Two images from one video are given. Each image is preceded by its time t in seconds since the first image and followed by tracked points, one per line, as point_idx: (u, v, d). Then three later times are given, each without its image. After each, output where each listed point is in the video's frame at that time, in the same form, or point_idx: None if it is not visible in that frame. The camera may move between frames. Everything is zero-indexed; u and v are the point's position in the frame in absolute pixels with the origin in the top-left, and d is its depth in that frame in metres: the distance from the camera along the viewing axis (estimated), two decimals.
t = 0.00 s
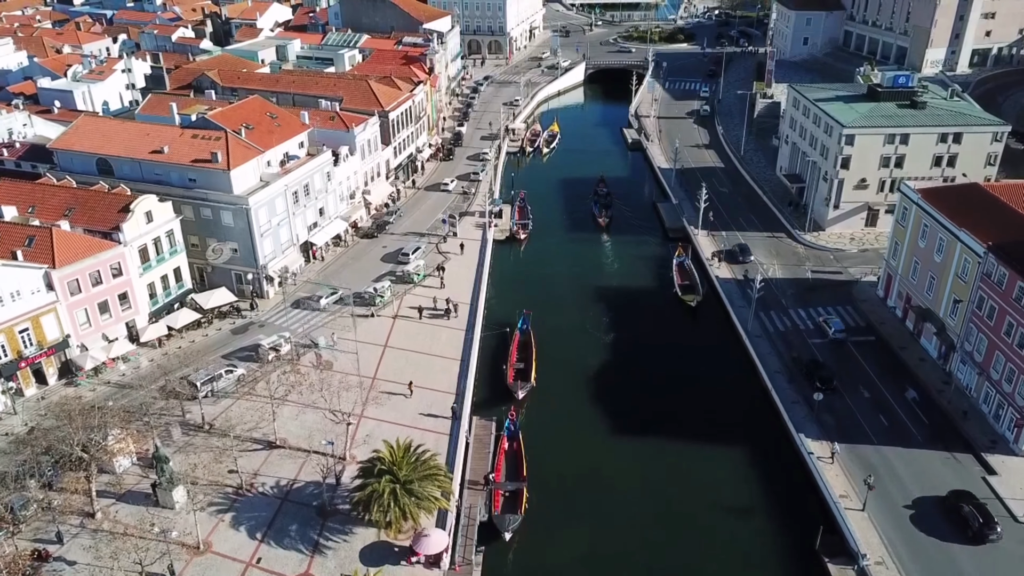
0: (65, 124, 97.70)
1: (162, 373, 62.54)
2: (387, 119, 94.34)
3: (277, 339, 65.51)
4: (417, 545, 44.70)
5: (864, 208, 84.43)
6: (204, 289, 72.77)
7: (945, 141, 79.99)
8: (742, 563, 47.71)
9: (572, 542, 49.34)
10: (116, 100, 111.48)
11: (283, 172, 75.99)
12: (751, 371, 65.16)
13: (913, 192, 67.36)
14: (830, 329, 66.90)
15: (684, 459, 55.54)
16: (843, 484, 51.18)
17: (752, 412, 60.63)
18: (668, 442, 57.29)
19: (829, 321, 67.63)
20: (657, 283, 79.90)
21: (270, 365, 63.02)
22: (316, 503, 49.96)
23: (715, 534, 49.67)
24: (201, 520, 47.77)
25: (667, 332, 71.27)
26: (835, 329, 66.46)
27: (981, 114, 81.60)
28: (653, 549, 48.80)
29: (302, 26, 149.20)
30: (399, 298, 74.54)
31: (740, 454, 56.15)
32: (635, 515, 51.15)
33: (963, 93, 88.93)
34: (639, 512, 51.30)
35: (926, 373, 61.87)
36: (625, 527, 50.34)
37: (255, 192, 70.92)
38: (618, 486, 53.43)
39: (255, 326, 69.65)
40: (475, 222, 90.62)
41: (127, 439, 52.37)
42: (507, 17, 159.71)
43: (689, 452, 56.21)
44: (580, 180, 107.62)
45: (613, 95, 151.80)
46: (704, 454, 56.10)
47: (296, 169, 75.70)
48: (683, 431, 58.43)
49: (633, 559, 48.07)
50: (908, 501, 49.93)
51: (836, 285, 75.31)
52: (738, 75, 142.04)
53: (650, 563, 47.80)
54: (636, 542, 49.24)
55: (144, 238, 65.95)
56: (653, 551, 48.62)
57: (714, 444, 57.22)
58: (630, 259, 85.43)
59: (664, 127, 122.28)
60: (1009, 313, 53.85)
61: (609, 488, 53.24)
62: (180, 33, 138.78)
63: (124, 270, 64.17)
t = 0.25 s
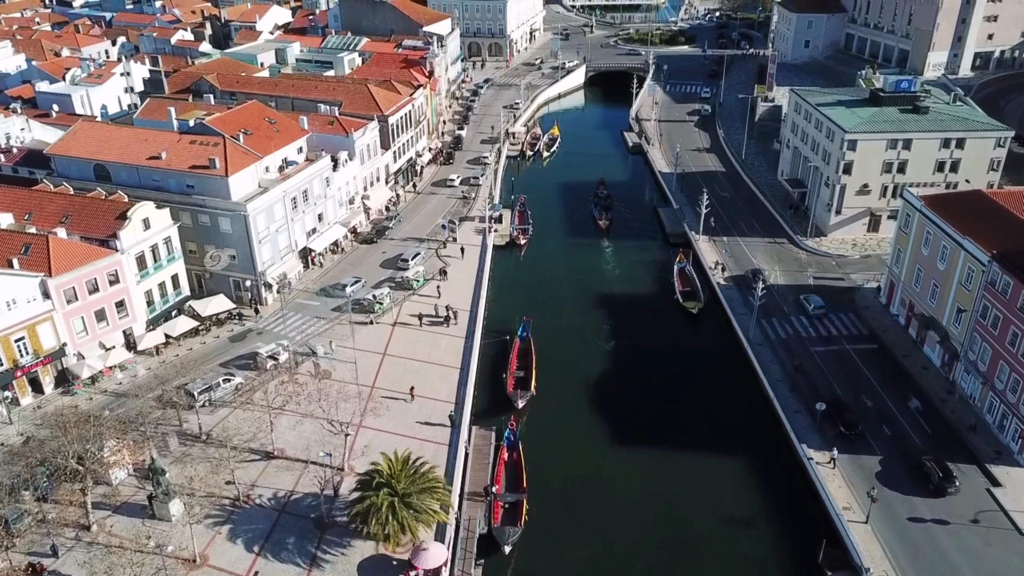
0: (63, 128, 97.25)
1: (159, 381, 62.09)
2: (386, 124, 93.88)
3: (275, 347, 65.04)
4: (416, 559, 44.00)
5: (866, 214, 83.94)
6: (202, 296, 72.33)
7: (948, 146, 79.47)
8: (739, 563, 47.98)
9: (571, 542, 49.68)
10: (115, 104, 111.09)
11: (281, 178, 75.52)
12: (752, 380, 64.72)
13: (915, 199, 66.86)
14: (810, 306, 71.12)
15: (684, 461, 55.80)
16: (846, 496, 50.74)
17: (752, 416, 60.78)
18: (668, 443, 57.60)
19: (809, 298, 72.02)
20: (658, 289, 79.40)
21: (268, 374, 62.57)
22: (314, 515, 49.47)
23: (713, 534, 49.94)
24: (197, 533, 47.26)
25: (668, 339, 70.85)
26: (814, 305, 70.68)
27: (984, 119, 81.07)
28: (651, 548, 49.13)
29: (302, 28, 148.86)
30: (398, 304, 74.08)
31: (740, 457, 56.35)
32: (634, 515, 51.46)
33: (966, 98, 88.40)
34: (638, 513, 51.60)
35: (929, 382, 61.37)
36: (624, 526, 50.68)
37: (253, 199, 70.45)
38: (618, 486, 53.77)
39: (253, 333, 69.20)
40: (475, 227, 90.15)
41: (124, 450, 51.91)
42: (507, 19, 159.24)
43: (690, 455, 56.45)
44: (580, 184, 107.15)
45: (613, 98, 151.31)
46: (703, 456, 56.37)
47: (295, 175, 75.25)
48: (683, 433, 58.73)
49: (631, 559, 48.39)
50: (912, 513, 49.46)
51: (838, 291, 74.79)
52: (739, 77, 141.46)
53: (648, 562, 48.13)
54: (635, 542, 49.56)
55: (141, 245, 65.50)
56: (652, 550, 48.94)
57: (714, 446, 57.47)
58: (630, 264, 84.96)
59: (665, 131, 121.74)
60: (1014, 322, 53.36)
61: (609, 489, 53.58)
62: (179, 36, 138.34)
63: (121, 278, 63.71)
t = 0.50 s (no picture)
0: (61, 132, 96.75)
1: (157, 390, 61.67)
2: (386, 129, 93.46)
3: (273, 355, 64.59)
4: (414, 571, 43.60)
5: (868, 219, 83.48)
6: (200, 303, 71.90)
7: (950, 152, 79.03)
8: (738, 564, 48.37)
9: (569, 544, 50.05)
10: (113, 107, 110.69)
11: (280, 183, 75.09)
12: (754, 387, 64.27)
13: (918, 205, 66.46)
14: (794, 287, 75.01)
15: (681, 462, 56.21)
16: (848, 507, 50.29)
17: (748, 419, 60.97)
18: (666, 446, 57.92)
19: (793, 280, 75.96)
20: (659, 295, 78.96)
21: (267, 383, 62.18)
22: (312, 527, 49.03)
23: (712, 535, 50.35)
24: (194, 545, 46.82)
25: (668, 346, 70.44)
26: (798, 286, 74.56)
27: (986, 124, 80.63)
28: (650, 550, 49.51)
29: (302, 31, 148.49)
30: (398, 311, 73.64)
31: (737, 460, 56.65)
32: (633, 516, 51.80)
33: (969, 102, 87.95)
34: (637, 513, 51.94)
35: (932, 391, 60.92)
36: (623, 528, 51.03)
37: (252, 205, 70.01)
38: (616, 486, 54.19)
39: (252, 340, 68.78)
40: (475, 232, 89.72)
41: (121, 461, 51.50)
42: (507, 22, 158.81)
43: (687, 456, 56.80)
44: (580, 188, 106.73)
45: (614, 101, 150.83)
46: (701, 457, 56.73)
47: (294, 181, 74.82)
48: (681, 434, 59.12)
49: (630, 560, 48.81)
50: (915, 525, 49.02)
51: (840, 298, 74.32)
52: (740, 81, 140.96)
53: (647, 565, 48.48)
54: (634, 543, 49.96)
55: (139, 252, 65.07)
56: (651, 552, 49.34)
57: (709, 449, 57.78)
58: (631, 270, 84.50)
59: (665, 134, 121.27)
60: (1018, 331, 52.94)
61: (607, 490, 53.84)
62: (178, 39, 137.95)
63: (118, 285, 63.26)
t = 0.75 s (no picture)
0: (59, 136, 96.19)
1: (154, 399, 61.19)
2: (385, 133, 92.94)
3: (271, 363, 64.06)
4: None
5: (870, 225, 82.94)
6: (198, 310, 71.43)
7: (953, 157, 78.50)
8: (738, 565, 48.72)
9: (569, 545, 50.31)
10: (112, 111, 110.24)
11: (278, 190, 74.57)
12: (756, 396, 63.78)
13: (921, 212, 65.95)
14: (779, 268, 79.44)
15: (681, 464, 56.47)
16: (852, 520, 49.78)
17: (748, 423, 61.11)
18: (666, 447, 58.29)
19: (778, 262, 80.41)
20: (661, 302, 78.46)
21: (265, 392, 61.72)
22: (311, 539, 48.53)
23: (711, 535, 50.73)
24: (191, 559, 46.32)
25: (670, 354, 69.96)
26: (782, 267, 78.97)
27: (990, 129, 80.09)
28: (650, 552, 49.74)
29: (302, 34, 148.02)
30: (398, 318, 73.16)
31: (737, 461, 56.97)
32: (633, 516, 52.20)
33: (972, 107, 87.39)
34: (638, 514, 52.29)
35: (935, 400, 60.41)
36: (623, 530, 51.28)
37: (250, 211, 69.52)
38: (616, 485, 54.70)
39: (250, 348, 68.32)
40: (475, 237, 89.23)
41: (118, 473, 51.02)
42: (507, 24, 158.28)
43: (687, 459, 57.06)
44: (581, 193, 106.20)
45: (615, 104, 150.29)
46: (701, 460, 56.96)
47: (292, 187, 74.31)
48: (681, 437, 59.36)
49: (629, 561, 49.09)
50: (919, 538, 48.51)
51: (843, 305, 73.81)
52: (741, 84, 140.39)
53: (647, 566, 48.76)
54: (634, 544, 50.21)
55: (136, 260, 64.59)
56: (651, 553, 49.62)
57: (710, 450, 58.13)
58: (632, 276, 83.99)
59: (666, 138, 120.76)
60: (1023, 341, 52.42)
61: (608, 491, 54.15)
62: (178, 42, 137.43)
63: (116, 293, 62.74)
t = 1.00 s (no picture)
0: (58, 141, 95.79)
1: (152, 408, 60.79)
2: (385, 139, 92.49)
3: (269, 372, 63.58)
4: None
5: (873, 231, 82.48)
6: (196, 317, 70.99)
7: (956, 163, 78.00)
8: (736, 563, 49.26)
9: (570, 549, 50.50)
10: (112, 115, 109.84)
11: (277, 196, 74.09)
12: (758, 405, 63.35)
13: (924, 220, 65.47)
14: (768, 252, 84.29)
15: (681, 469, 56.73)
16: (855, 532, 49.35)
17: (748, 427, 61.29)
18: (666, 451, 58.55)
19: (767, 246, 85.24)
20: (662, 309, 78.01)
21: (264, 401, 61.31)
22: (309, 552, 48.08)
23: (713, 538, 50.95)
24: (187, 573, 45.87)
25: (671, 362, 69.51)
26: (771, 250, 83.81)
27: (993, 135, 79.60)
28: (651, 555, 49.97)
29: (302, 37, 147.60)
30: (397, 325, 72.72)
31: (737, 461, 57.65)
32: (633, 518, 52.52)
33: (975, 112, 86.88)
34: (637, 513, 52.88)
35: (939, 410, 59.95)
36: (625, 533, 51.52)
37: (249, 218, 69.09)
38: (618, 489, 54.87)
39: (249, 356, 67.91)
40: (475, 243, 88.77)
41: (115, 485, 50.60)
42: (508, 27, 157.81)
43: (687, 463, 57.30)
44: (582, 197, 105.74)
45: (615, 107, 149.81)
46: (702, 464, 57.19)
47: (291, 194, 73.86)
48: (681, 441, 59.60)
49: (631, 565, 49.33)
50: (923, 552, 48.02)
51: (845, 312, 73.34)
52: (742, 87, 139.86)
53: (649, 568, 49.02)
54: (636, 548, 50.45)
55: (134, 268, 64.15)
56: (652, 557, 49.84)
57: (710, 451, 58.78)
58: (632, 282, 83.57)
59: (667, 142, 120.30)
60: None
61: (609, 491, 54.78)
62: (178, 44, 137.00)
63: (113, 301, 62.30)
